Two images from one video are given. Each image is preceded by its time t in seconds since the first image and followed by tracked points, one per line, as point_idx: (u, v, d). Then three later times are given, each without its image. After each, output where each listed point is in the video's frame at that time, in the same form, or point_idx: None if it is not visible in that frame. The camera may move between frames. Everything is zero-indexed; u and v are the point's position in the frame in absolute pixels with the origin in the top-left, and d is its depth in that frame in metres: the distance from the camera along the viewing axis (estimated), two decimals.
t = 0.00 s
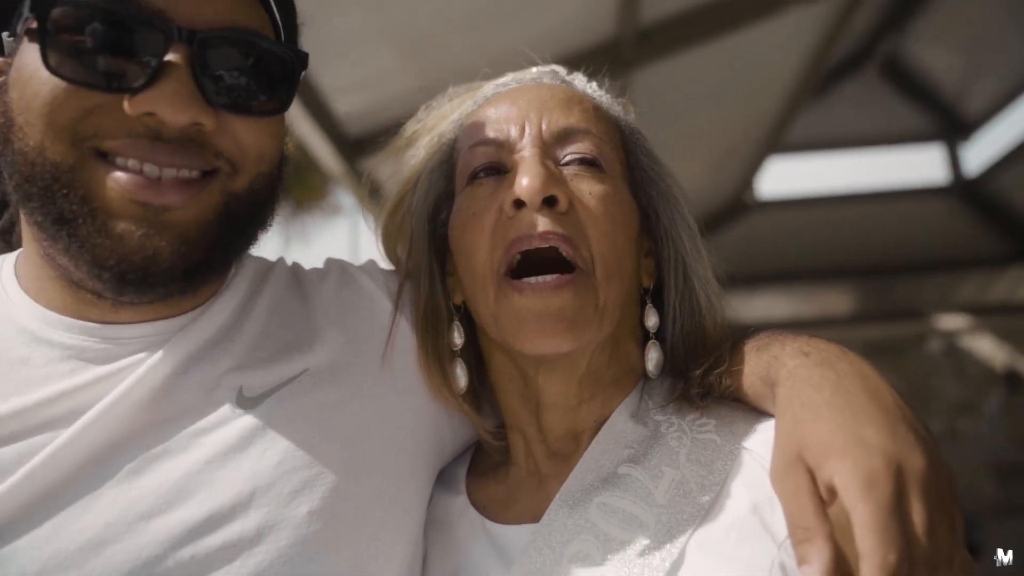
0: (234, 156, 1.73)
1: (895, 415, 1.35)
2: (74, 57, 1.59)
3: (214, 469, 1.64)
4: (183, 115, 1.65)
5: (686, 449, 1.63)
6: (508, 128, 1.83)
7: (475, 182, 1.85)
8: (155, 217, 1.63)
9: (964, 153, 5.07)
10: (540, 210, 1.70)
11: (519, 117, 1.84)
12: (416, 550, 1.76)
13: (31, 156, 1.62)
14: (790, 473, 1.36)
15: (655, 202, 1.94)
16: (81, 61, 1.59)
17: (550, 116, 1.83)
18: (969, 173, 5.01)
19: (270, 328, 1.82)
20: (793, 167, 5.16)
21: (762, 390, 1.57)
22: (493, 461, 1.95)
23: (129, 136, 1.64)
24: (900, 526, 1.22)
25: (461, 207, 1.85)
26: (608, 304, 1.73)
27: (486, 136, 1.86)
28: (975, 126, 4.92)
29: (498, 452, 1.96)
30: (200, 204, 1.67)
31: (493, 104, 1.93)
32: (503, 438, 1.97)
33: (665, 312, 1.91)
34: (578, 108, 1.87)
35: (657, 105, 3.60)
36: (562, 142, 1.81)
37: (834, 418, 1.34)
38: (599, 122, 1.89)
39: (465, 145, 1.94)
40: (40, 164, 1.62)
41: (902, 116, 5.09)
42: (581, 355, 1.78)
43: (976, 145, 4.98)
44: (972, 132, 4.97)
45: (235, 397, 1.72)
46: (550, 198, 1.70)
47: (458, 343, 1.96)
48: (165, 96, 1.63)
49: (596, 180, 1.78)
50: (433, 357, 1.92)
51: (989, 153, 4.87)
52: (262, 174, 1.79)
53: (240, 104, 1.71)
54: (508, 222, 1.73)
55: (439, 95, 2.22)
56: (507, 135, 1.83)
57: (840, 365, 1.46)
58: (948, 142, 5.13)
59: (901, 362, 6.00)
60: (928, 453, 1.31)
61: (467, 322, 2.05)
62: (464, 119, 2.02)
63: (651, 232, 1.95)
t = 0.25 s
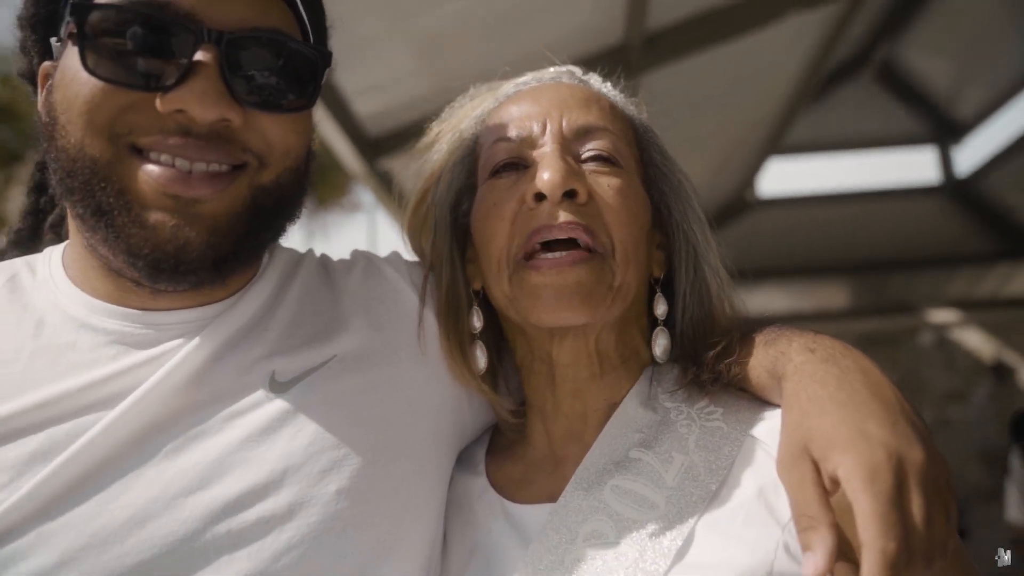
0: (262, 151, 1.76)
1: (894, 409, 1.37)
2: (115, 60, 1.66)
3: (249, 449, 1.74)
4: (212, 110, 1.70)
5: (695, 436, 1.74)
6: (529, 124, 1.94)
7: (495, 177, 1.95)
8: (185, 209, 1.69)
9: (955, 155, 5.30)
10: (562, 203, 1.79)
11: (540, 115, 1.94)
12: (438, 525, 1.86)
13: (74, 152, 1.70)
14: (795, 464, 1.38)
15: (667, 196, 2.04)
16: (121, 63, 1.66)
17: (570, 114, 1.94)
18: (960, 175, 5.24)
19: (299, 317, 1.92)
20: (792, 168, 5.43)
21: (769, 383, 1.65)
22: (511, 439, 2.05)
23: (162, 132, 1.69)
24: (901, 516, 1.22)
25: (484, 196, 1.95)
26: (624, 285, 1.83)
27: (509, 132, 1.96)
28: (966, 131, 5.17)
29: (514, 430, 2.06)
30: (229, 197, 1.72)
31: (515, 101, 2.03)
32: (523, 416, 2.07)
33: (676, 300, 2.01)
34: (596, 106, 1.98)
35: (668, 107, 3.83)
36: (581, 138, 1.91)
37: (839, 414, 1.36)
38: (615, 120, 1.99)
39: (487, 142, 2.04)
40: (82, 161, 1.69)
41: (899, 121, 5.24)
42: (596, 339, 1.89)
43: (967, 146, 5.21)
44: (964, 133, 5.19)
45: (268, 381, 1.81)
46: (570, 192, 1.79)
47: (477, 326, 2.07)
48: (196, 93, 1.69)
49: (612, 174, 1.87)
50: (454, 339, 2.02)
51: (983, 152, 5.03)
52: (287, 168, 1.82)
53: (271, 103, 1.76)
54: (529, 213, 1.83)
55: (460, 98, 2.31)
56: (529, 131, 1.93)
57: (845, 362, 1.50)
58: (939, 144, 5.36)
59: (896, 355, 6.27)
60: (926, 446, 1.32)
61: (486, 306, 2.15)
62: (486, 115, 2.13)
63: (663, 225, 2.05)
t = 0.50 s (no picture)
0: (286, 155, 1.81)
1: (903, 409, 1.45)
2: (146, 68, 1.73)
3: (275, 445, 1.79)
4: (237, 115, 1.75)
5: (708, 433, 1.81)
6: (546, 132, 2.01)
7: (514, 184, 2.02)
8: (212, 211, 1.74)
9: (948, 162, 5.48)
10: (581, 212, 1.86)
11: (558, 123, 2.01)
12: (456, 520, 1.92)
13: (106, 156, 1.76)
14: (807, 463, 1.45)
15: (680, 200, 2.14)
16: (152, 71, 1.73)
17: (587, 123, 2.01)
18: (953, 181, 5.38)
19: (321, 317, 1.98)
20: (791, 173, 5.66)
21: (780, 383, 1.72)
22: (525, 437, 2.11)
23: (190, 137, 1.75)
24: (912, 517, 1.29)
25: (502, 203, 2.03)
26: (639, 290, 1.92)
27: (527, 139, 2.04)
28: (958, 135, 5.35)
29: (531, 428, 2.12)
30: (254, 199, 1.77)
31: (533, 108, 2.11)
32: (539, 414, 2.13)
33: (688, 301, 2.09)
34: (612, 114, 2.05)
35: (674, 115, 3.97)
36: (599, 146, 1.99)
37: (848, 416, 1.44)
38: (630, 127, 2.06)
39: (505, 147, 2.12)
40: (113, 164, 1.75)
41: (895, 127, 5.52)
42: (613, 340, 1.97)
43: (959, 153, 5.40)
44: (957, 141, 5.37)
45: (293, 379, 1.87)
46: (590, 201, 1.87)
47: (494, 325, 2.13)
48: (223, 99, 1.75)
49: (629, 181, 1.95)
50: (473, 340, 2.07)
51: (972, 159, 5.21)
52: (312, 173, 1.87)
53: (295, 109, 1.81)
54: (548, 220, 1.91)
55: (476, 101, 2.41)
56: (548, 140, 2.00)
57: (856, 363, 1.59)
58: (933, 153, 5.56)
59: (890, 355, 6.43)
60: (936, 448, 1.40)
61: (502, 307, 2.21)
62: (502, 122, 2.21)
63: (676, 228, 2.14)
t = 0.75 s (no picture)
0: (313, 169, 1.91)
1: (906, 417, 1.55)
2: (179, 83, 1.82)
3: (297, 448, 1.85)
4: (270, 130, 1.85)
5: (714, 437, 1.89)
6: (552, 147, 2.09)
7: (522, 199, 2.10)
8: (244, 221, 1.84)
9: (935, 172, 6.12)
10: (587, 228, 1.93)
11: (565, 138, 2.09)
12: (470, 522, 1.98)
13: (142, 169, 1.86)
14: (815, 469, 1.54)
15: (683, 208, 2.22)
16: (184, 87, 1.82)
17: (591, 138, 2.09)
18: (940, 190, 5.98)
19: (341, 324, 2.06)
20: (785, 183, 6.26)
21: (785, 388, 1.81)
22: (536, 440, 2.19)
23: (223, 150, 1.84)
24: (916, 522, 1.38)
25: (510, 220, 2.10)
26: (647, 294, 1.98)
27: (534, 155, 2.11)
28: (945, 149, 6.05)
29: (541, 432, 2.20)
30: (284, 212, 1.87)
31: (538, 124, 2.18)
32: (548, 419, 2.21)
33: (693, 305, 2.17)
34: (615, 128, 2.13)
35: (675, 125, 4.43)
36: (602, 162, 2.06)
37: (851, 422, 1.55)
38: (633, 139, 2.14)
39: (514, 162, 2.19)
40: (148, 177, 1.86)
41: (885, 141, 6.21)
42: (621, 344, 2.05)
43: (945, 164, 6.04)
44: (944, 153, 6.03)
45: (314, 384, 1.93)
46: (596, 217, 1.94)
47: (506, 335, 2.21)
48: (257, 115, 1.84)
49: (633, 194, 2.03)
50: (488, 349, 2.15)
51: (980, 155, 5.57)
52: (337, 181, 1.97)
53: (317, 121, 1.89)
54: (559, 236, 1.97)
55: (481, 114, 2.52)
56: (554, 156, 2.07)
57: (859, 370, 1.69)
58: (920, 163, 6.19)
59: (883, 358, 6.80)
60: (938, 455, 1.50)
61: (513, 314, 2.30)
62: (508, 134, 2.31)
63: (680, 236, 2.22)
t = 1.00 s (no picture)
0: (324, 184, 1.92)
1: (910, 431, 1.55)
2: (190, 95, 1.82)
3: (297, 456, 1.83)
4: (289, 145, 1.86)
5: (717, 449, 1.90)
6: (552, 158, 2.09)
7: (522, 212, 2.09)
8: (258, 236, 1.83)
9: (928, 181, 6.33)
10: (586, 238, 1.92)
11: (565, 148, 2.09)
12: (470, 533, 1.97)
13: (154, 182, 1.86)
14: (818, 481, 1.56)
15: (684, 217, 2.22)
16: (195, 98, 1.82)
17: (590, 148, 2.08)
18: (934, 200, 6.19)
19: (342, 332, 2.05)
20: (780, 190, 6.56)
21: (788, 401, 1.82)
22: (537, 451, 2.19)
23: (239, 164, 1.85)
24: (921, 536, 1.40)
25: (511, 229, 2.09)
26: (645, 307, 1.98)
27: (534, 165, 2.11)
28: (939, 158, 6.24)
29: (541, 444, 2.19)
30: (297, 227, 1.88)
31: (538, 133, 2.18)
32: (548, 430, 2.21)
33: (694, 316, 2.18)
34: (615, 138, 2.13)
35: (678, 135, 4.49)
36: (602, 172, 2.06)
37: (857, 436, 1.55)
38: (633, 150, 2.14)
39: (514, 171, 2.18)
40: (161, 189, 1.85)
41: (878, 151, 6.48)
42: (621, 357, 2.05)
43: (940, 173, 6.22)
44: (937, 162, 6.25)
45: (314, 393, 1.92)
46: (595, 227, 1.93)
47: (507, 346, 2.20)
48: (275, 131, 1.85)
49: (633, 206, 2.02)
50: (488, 358, 2.15)
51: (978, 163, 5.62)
52: (343, 199, 1.98)
53: (324, 135, 1.90)
54: (557, 246, 1.96)
55: (483, 125, 2.54)
56: (554, 166, 2.07)
57: (863, 383, 1.70)
58: (915, 173, 6.42)
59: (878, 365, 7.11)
60: (943, 470, 1.51)
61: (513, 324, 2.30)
62: (509, 144, 2.31)
63: (681, 245, 2.23)
